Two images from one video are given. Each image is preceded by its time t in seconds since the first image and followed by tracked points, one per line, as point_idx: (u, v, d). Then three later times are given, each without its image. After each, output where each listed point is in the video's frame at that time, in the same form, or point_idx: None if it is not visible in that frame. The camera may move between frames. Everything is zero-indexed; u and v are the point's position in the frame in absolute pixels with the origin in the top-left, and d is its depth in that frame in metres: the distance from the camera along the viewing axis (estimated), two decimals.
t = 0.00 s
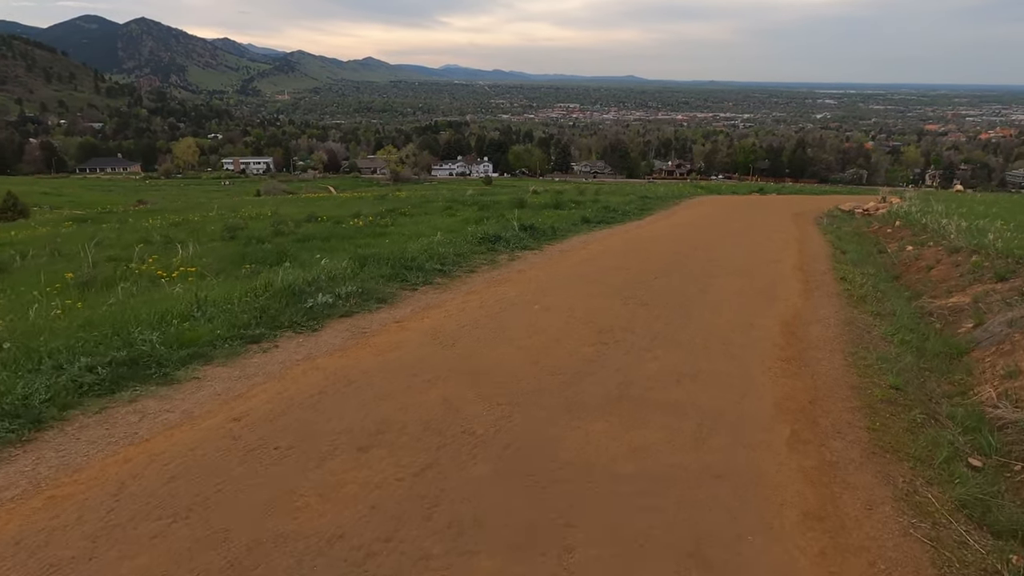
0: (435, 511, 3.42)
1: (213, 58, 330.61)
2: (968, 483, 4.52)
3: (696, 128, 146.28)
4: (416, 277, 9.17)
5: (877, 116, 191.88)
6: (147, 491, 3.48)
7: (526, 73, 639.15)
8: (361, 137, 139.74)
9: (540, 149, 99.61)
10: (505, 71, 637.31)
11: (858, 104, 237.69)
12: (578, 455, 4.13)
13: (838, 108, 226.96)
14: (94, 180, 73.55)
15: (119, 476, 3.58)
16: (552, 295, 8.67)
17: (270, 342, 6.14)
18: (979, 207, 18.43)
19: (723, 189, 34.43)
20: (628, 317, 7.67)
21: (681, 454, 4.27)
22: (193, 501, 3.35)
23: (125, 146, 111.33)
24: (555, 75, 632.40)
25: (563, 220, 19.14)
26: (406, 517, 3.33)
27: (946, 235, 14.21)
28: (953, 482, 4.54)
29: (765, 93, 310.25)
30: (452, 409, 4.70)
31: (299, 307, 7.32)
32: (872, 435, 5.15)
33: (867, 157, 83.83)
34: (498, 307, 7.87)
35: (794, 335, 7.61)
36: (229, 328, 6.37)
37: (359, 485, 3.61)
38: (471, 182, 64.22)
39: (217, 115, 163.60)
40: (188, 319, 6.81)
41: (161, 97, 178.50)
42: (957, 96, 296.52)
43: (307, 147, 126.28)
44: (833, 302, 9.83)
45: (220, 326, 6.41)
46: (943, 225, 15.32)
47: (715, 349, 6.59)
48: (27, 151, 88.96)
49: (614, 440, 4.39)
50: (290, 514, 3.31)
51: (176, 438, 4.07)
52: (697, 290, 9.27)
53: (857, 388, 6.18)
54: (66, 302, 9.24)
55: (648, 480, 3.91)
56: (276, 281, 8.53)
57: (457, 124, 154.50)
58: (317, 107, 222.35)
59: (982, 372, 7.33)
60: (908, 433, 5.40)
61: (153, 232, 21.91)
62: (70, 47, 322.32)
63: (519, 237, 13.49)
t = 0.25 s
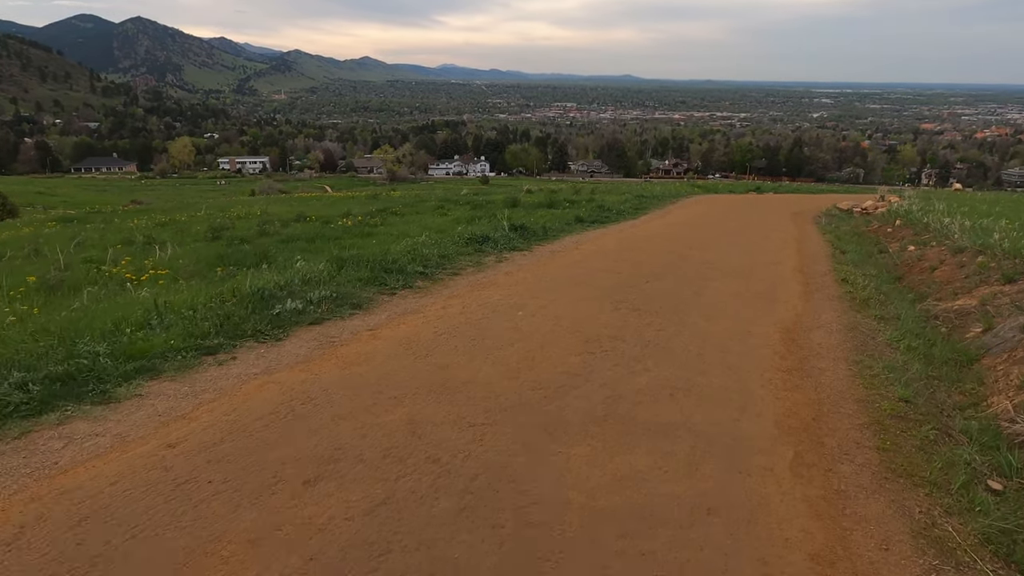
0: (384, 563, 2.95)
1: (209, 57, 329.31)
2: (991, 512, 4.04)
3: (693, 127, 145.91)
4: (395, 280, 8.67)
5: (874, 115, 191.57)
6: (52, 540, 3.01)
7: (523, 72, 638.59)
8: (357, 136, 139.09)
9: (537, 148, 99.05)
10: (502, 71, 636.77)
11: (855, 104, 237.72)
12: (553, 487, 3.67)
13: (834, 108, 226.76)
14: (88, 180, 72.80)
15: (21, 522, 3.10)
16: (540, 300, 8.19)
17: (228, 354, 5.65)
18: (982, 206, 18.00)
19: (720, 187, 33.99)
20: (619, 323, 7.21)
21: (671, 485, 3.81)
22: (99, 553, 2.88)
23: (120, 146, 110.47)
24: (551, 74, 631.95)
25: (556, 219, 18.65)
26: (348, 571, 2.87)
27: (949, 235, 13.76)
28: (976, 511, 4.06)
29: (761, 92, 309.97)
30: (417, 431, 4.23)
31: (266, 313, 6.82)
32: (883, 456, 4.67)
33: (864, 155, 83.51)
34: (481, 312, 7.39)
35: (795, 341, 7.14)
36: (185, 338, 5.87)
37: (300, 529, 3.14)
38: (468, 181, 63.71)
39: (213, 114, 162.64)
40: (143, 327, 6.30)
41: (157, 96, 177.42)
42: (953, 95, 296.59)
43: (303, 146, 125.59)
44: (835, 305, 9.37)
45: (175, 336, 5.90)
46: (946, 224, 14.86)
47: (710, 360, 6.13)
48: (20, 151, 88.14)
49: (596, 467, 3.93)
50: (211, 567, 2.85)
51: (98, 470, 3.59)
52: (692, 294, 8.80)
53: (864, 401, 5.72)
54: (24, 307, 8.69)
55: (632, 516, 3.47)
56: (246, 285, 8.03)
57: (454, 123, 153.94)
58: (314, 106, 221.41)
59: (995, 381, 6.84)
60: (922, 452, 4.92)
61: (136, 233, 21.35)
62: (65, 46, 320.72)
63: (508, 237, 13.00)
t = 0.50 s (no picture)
0: None
1: (205, 57, 328.02)
2: (1010, 557, 3.67)
3: (689, 126, 145.80)
4: (374, 290, 8.29)
5: (869, 114, 191.69)
6: None
7: (518, 72, 638.35)
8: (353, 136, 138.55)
9: (533, 148, 98.70)
10: (498, 71, 636.49)
11: (849, 103, 238.34)
12: (524, 536, 3.30)
13: (829, 107, 227.04)
14: (81, 181, 72.14)
15: None
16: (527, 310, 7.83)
17: (184, 377, 5.24)
18: (981, 208, 17.72)
19: (716, 188, 33.67)
20: (608, 337, 6.85)
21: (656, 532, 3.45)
22: None
23: (114, 146, 109.70)
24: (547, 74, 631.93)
25: (547, 223, 18.30)
26: None
27: (948, 239, 13.46)
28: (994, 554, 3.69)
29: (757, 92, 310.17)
30: (380, 468, 3.86)
31: (232, 328, 6.42)
32: (890, 489, 4.29)
33: (858, 155, 83.45)
34: (463, 325, 7.01)
35: (792, 356, 6.77)
36: (140, 358, 5.47)
37: None
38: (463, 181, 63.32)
39: (209, 114, 161.87)
40: (98, 346, 5.89)
41: (151, 95, 176.25)
42: (947, 94, 297.37)
43: (298, 146, 124.98)
44: (834, 314, 9.01)
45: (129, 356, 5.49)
46: (944, 228, 14.56)
47: (704, 378, 5.76)
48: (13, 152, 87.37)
49: (575, 510, 3.56)
50: None
51: (18, 521, 3.22)
52: (684, 304, 8.46)
53: (867, 424, 5.35)
54: None
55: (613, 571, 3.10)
56: (216, 296, 7.62)
57: (450, 123, 153.52)
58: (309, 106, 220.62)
59: (1004, 398, 6.48)
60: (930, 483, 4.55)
61: (120, 236, 20.89)
62: (58, 46, 318.68)
63: (497, 242, 12.64)
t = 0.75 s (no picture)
0: None
1: (197, 55, 325.92)
2: None
3: (682, 125, 145.61)
4: (346, 292, 7.78)
5: (862, 113, 191.98)
6: None
7: (512, 71, 637.40)
8: (346, 134, 137.74)
9: (527, 146, 98.20)
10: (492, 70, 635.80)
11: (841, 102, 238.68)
12: None
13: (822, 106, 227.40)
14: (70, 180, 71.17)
15: None
16: (508, 313, 7.34)
17: (120, 390, 4.72)
18: (978, 206, 17.36)
19: (710, 186, 33.27)
20: (592, 343, 6.37)
21: None
22: None
23: (105, 145, 108.54)
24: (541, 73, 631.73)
25: (537, 221, 17.81)
26: None
27: (948, 237, 13.04)
28: None
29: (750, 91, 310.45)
30: (323, 499, 3.37)
31: (183, 334, 5.89)
32: (902, 518, 3.82)
33: (851, 153, 83.27)
34: (437, 330, 6.51)
35: (790, 362, 6.31)
36: (73, 369, 4.94)
37: None
38: (457, 180, 62.80)
39: (201, 113, 160.70)
40: (30, 356, 5.35)
41: (142, 94, 174.79)
42: (939, 93, 298.38)
43: (291, 145, 124.11)
44: (833, 315, 8.56)
45: (60, 367, 4.96)
46: (943, 226, 14.14)
47: (694, 389, 5.29)
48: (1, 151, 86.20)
49: (542, 551, 3.08)
50: None
51: None
52: (675, 306, 8.00)
53: (874, 439, 4.88)
54: None
55: None
56: (174, 298, 7.09)
57: (443, 122, 152.94)
58: (303, 104, 219.40)
59: (1018, 407, 6.01)
60: (946, 508, 4.07)
61: (98, 235, 20.28)
62: (49, 44, 316.10)
63: (482, 241, 12.14)
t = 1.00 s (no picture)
0: None
1: (190, 54, 323.88)
2: None
3: (676, 123, 145.51)
4: (320, 302, 7.33)
5: (854, 111, 192.51)
6: None
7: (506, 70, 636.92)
8: (340, 133, 137.09)
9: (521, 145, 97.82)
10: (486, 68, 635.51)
11: (835, 101, 239.04)
12: None
13: (814, 104, 227.89)
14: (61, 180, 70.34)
15: None
16: (490, 324, 6.92)
17: (57, 420, 4.28)
18: (976, 206, 17.08)
19: (704, 185, 32.99)
20: (581, 358, 5.98)
21: None
22: None
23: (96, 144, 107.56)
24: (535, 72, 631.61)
25: (527, 223, 17.38)
26: None
27: (948, 240, 12.71)
28: None
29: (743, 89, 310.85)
30: (263, 562, 2.95)
31: (137, 352, 5.44)
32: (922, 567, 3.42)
33: (844, 152, 83.18)
34: (415, 344, 6.11)
35: (790, 377, 5.93)
36: (8, 396, 4.50)
37: None
38: (451, 179, 62.38)
39: (193, 112, 159.50)
40: None
41: (135, 93, 173.49)
42: (930, 91, 299.38)
43: (284, 144, 123.34)
44: (833, 323, 8.19)
45: None
46: (943, 227, 13.79)
47: (688, 412, 4.88)
48: None
49: None
50: None
51: None
52: (668, 316, 7.59)
53: (883, 468, 4.49)
54: None
55: None
56: (134, 311, 6.64)
57: (438, 121, 152.49)
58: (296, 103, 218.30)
59: None
60: (965, 550, 3.67)
61: (79, 238, 19.74)
62: (39, 43, 313.54)
63: (469, 244, 11.70)
